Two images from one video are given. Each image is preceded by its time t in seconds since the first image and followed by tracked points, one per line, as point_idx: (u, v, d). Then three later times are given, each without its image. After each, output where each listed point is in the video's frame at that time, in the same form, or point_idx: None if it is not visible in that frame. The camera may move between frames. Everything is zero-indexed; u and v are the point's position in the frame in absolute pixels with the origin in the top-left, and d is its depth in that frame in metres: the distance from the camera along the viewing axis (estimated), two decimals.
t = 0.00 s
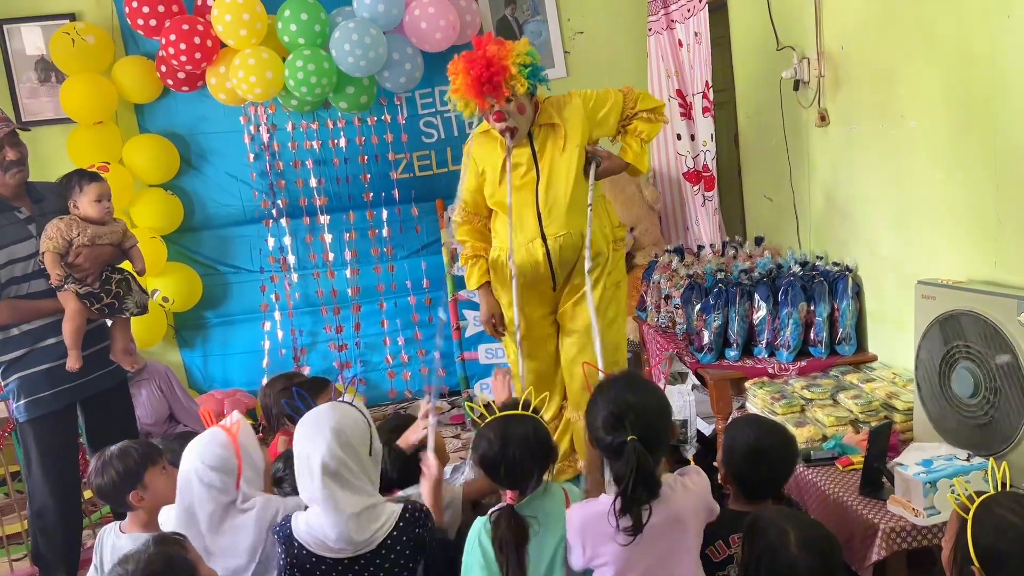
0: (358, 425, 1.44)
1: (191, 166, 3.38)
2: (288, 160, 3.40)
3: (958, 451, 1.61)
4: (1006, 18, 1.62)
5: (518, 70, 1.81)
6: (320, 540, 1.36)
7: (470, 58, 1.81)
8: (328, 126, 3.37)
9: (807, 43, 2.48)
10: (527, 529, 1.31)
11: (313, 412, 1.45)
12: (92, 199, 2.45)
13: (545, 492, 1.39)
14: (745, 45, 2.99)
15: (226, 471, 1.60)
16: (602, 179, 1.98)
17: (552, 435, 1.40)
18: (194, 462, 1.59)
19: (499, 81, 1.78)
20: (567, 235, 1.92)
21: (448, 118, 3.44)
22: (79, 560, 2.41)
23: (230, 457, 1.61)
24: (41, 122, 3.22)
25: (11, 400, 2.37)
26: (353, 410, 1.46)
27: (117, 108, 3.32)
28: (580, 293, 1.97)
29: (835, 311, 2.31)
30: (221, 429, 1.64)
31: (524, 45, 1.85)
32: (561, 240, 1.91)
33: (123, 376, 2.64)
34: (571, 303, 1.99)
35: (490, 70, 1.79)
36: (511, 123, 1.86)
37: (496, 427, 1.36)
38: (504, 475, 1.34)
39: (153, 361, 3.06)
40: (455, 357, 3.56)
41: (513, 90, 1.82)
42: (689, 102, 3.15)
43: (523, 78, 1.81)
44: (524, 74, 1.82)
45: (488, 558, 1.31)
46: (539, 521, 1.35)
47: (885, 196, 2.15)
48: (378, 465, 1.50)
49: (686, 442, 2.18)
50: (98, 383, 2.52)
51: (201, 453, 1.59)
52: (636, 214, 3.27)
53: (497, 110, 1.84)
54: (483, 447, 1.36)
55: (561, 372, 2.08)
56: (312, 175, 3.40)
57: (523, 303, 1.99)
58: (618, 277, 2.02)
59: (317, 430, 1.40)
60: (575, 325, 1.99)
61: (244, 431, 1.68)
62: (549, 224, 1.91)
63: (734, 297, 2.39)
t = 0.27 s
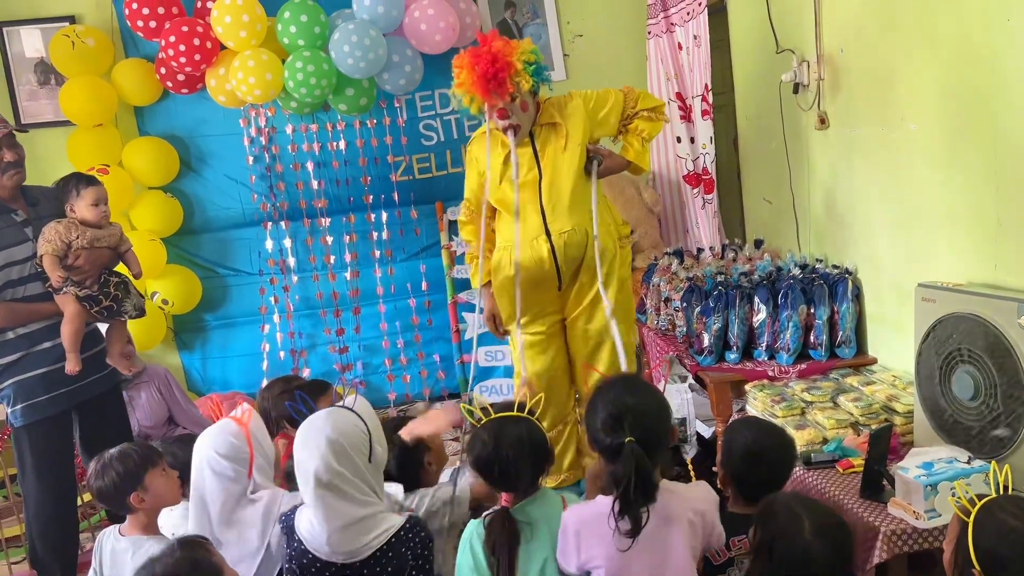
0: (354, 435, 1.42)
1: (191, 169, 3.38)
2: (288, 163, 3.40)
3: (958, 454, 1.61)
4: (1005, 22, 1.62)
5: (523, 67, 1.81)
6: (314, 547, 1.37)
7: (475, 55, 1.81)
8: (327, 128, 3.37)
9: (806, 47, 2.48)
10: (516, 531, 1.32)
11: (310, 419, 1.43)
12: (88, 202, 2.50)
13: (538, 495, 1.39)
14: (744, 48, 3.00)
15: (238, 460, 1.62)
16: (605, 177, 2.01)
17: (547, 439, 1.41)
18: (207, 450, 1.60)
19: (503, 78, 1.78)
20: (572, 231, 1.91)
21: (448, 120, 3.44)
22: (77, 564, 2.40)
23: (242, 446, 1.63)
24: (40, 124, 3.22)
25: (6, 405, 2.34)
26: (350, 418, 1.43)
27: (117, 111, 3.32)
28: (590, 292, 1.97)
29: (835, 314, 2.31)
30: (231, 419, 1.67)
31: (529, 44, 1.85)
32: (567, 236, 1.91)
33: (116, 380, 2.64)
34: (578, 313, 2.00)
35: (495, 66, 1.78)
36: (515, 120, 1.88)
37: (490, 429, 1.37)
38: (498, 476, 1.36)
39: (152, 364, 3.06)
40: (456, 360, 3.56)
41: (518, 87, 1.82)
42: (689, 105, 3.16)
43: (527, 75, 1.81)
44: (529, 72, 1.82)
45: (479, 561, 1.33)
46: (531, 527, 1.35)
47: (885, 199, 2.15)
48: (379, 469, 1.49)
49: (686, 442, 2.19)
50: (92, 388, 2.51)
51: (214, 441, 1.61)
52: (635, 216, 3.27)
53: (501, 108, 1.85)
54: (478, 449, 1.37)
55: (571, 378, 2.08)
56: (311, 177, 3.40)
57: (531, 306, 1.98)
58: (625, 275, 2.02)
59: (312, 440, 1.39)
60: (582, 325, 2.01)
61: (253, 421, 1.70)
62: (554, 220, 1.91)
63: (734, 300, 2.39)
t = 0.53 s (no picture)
0: (348, 441, 1.41)
1: (190, 171, 3.38)
2: (287, 165, 3.40)
3: (958, 456, 1.61)
4: (1005, 25, 1.63)
5: (528, 70, 1.83)
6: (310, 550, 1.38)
7: (480, 58, 1.80)
8: (327, 130, 3.37)
9: (805, 49, 2.49)
10: (510, 539, 1.33)
11: (305, 425, 1.43)
12: (86, 205, 2.51)
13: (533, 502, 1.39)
14: (744, 50, 3.01)
15: (221, 483, 1.59)
16: (605, 178, 2.02)
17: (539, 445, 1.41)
18: (188, 474, 1.57)
19: (510, 81, 1.79)
20: (575, 231, 1.92)
21: (447, 123, 3.44)
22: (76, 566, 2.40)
23: (224, 468, 1.60)
24: (40, 126, 3.21)
25: (4, 408, 2.34)
26: (344, 424, 1.43)
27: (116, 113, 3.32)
28: (589, 294, 1.98)
29: (834, 317, 2.32)
30: (212, 441, 1.62)
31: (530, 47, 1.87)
32: (569, 236, 1.91)
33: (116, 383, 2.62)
34: (579, 315, 2.02)
35: (501, 69, 1.79)
36: (518, 122, 1.88)
37: (482, 433, 1.38)
38: (488, 481, 1.36)
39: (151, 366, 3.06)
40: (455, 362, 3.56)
41: (522, 89, 1.85)
42: (689, 107, 3.17)
43: (531, 76, 1.84)
44: (532, 73, 1.85)
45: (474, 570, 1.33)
46: (523, 532, 1.35)
47: (884, 202, 2.16)
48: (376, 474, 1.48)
49: (687, 445, 2.14)
50: (89, 391, 2.48)
51: (194, 465, 1.57)
52: (634, 217, 3.26)
53: (506, 110, 1.86)
54: (471, 454, 1.38)
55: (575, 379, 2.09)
56: (311, 179, 3.40)
57: (532, 306, 1.99)
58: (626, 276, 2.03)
59: (305, 447, 1.39)
60: (585, 329, 2.01)
61: (235, 442, 1.67)
62: (556, 220, 1.91)
63: (733, 302, 2.39)
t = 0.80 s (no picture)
0: (343, 446, 1.40)
1: (189, 173, 3.38)
2: (286, 167, 3.40)
3: (957, 458, 1.61)
4: (1004, 29, 1.63)
5: (531, 73, 1.84)
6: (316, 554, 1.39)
7: (484, 61, 1.82)
8: (326, 132, 3.37)
9: (804, 52, 2.49)
10: (523, 541, 1.31)
11: (298, 434, 1.42)
12: (86, 206, 2.50)
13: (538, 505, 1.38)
14: (742, 53, 3.01)
15: (196, 498, 1.57)
16: (604, 182, 2.01)
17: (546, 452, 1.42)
18: (164, 486, 1.56)
19: (514, 84, 1.80)
20: (576, 232, 1.92)
21: (446, 125, 3.44)
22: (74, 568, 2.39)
23: (201, 484, 1.59)
24: (38, 128, 3.21)
25: (3, 410, 2.34)
26: (337, 429, 1.42)
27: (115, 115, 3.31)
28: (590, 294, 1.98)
29: (833, 319, 2.33)
30: (192, 455, 1.62)
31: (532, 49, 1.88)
32: (571, 238, 1.91)
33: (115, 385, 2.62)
34: (577, 313, 2.00)
35: (505, 72, 1.80)
36: (522, 125, 1.89)
37: (491, 440, 1.38)
38: (498, 487, 1.34)
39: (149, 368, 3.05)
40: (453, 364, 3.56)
41: (526, 92, 1.86)
42: (687, 110, 3.17)
43: (534, 79, 1.85)
44: (535, 76, 1.86)
45: None
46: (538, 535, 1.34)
47: (883, 204, 2.16)
48: (373, 478, 1.48)
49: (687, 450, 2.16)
50: (89, 393, 2.48)
51: (171, 477, 1.56)
52: (633, 220, 3.27)
53: (509, 112, 1.86)
54: (480, 459, 1.36)
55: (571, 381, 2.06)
56: (310, 181, 3.40)
57: (532, 309, 1.99)
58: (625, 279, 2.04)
59: (300, 456, 1.38)
60: (576, 334, 2.01)
61: (215, 457, 1.67)
62: (557, 224, 1.92)
63: (732, 304, 2.40)
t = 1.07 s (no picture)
0: (335, 451, 1.40)
1: (186, 174, 3.37)
2: (285, 169, 3.39)
3: (956, 461, 1.61)
4: (1003, 32, 1.63)
5: (533, 77, 1.82)
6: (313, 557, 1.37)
7: (486, 67, 1.77)
8: (324, 134, 3.37)
9: (802, 54, 2.49)
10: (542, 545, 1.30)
11: (290, 440, 1.42)
12: (87, 205, 2.50)
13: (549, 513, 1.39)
14: (741, 55, 3.01)
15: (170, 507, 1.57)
16: (603, 183, 2.01)
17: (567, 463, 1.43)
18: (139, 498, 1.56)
19: (517, 89, 1.76)
20: (578, 235, 1.92)
21: (444, 126, 3.44)
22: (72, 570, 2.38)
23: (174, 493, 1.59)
24: (37, 129, 3.21)
25: (3, 410, 2.32)
26: (329, 434, 1.42)
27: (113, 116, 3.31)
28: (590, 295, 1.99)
29: (833, 320, 2.32)
30: (167, 464, 1.63)
31: (533, 52, 1.85)
32: (572, 240, 1.91)
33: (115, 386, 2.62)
34: (579, 317, 2.02)
35: (508, 78, 1.76)
36: (523, 128, 1.87)
37: (518, 447, 1.38)
38: (522, 494, 1.34)
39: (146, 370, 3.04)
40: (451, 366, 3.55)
41: (527, 96, 1.84)
42: (685, 112, 3.17)
43: (537, 84, 1.83)
44: (537, 81, 1.84)
45: None
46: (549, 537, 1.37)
47: (881, 206, 2.16)
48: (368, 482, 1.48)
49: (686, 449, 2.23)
50: (91, 393, 2.49)
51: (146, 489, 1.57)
52: (632, 221, 3.28)
53: (512, 117, 1.84)
54: (504, 467, 1.36)
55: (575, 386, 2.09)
56: (308, 182, 3.39)
57: (531, 311, 1.99)
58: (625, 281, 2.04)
59: (292, 463, 1.38)
60: (580, 336, 2.02)
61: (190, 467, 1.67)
62: (558, 225, 1.91)
63: (731, 306, 2.39)
